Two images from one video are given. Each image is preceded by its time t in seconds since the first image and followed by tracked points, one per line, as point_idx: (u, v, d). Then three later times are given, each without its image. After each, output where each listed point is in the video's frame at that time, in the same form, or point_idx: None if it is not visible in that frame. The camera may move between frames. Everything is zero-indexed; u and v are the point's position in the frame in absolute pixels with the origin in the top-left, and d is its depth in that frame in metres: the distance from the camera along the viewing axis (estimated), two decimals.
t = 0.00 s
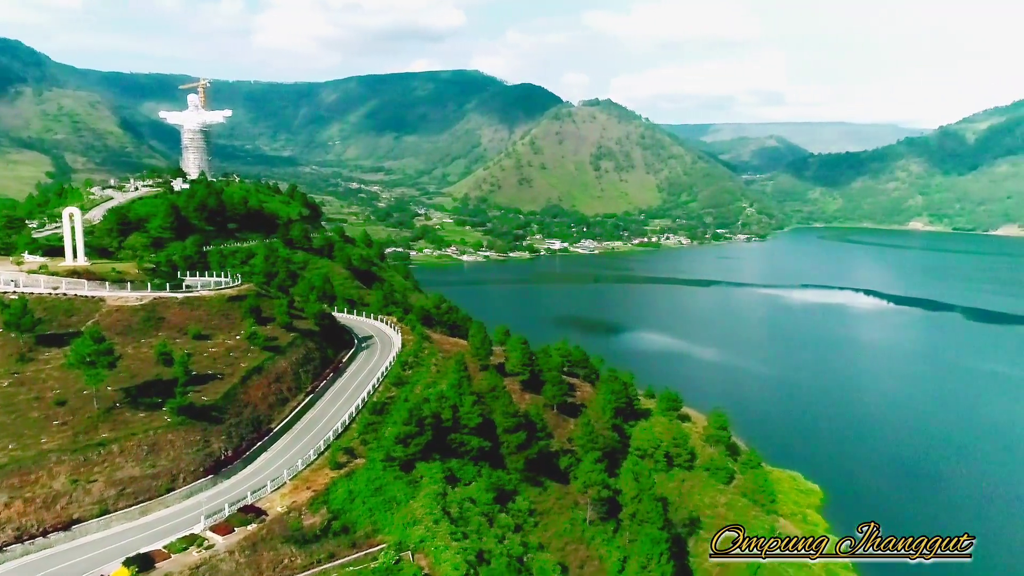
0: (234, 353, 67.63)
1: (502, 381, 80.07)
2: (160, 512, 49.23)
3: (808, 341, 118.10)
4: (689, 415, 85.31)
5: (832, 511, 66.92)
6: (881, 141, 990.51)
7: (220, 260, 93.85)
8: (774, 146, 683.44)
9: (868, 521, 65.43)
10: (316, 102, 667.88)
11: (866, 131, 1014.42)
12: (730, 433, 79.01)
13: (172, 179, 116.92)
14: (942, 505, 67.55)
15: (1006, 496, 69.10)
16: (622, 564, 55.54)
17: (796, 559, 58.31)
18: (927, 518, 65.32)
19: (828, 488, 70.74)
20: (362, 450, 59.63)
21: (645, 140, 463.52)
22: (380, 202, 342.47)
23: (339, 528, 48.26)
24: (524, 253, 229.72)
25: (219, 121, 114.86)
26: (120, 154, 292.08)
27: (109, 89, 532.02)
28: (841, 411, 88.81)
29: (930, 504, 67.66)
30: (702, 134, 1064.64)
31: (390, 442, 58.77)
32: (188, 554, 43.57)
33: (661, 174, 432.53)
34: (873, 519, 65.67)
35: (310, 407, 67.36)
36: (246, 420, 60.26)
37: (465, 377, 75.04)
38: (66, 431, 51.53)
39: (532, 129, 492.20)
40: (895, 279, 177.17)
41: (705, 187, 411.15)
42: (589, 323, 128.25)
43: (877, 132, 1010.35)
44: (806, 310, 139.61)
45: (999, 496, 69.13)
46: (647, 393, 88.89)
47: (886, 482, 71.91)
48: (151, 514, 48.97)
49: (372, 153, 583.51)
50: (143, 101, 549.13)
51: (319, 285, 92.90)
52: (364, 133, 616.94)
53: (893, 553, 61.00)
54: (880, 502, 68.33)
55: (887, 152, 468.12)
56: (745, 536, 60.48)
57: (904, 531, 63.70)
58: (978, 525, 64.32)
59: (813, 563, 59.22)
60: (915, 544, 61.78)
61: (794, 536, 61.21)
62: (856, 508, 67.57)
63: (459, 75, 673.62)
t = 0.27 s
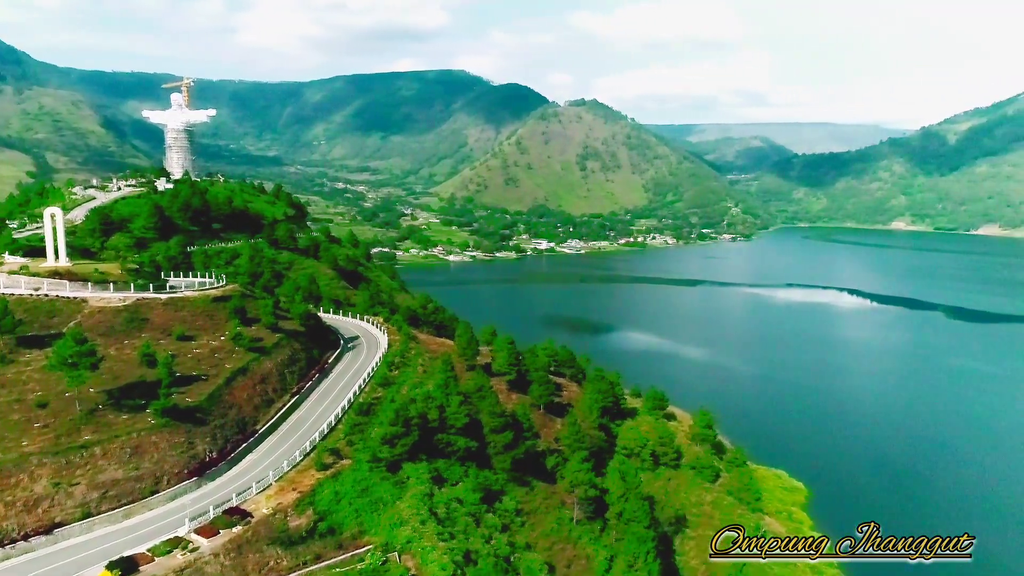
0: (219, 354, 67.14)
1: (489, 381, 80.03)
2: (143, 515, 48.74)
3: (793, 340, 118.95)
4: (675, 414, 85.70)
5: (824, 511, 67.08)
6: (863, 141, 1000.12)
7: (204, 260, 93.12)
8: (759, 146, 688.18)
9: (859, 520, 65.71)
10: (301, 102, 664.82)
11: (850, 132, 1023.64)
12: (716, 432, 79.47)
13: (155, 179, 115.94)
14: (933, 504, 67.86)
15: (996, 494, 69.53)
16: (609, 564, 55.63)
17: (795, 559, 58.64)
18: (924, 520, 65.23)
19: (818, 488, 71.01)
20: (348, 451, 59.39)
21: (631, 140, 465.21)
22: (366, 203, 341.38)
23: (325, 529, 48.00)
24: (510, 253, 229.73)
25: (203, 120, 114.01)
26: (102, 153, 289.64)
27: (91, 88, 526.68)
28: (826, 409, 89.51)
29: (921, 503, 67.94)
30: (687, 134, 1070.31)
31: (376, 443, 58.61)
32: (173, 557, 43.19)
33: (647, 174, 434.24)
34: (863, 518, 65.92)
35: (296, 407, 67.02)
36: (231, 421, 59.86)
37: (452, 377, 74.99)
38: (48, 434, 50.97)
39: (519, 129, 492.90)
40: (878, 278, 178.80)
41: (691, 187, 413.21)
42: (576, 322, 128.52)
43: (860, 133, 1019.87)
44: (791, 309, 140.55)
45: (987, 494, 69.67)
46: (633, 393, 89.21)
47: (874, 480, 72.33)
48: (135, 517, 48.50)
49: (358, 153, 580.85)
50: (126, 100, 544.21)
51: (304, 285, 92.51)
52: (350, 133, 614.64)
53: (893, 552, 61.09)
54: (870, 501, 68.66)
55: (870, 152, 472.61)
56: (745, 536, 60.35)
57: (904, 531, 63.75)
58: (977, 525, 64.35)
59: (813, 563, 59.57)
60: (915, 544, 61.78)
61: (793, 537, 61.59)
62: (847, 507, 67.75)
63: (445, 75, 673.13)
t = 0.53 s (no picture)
0: (202, 355, 66.60)
1: (475, 381, 79.97)
2: (126, 519, 48.22)
3: (777, 339, 119.86)
4: (661, 413, 86.14)
5: (815, 510, 67.30)
6: (846, 142, 1009.62)
7: (187, 261, 92.23)
8: (743, 146, 693.23)
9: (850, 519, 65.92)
10: (286, 101, 661.48)
11: (832, 132, 1033.59)
12: (701, 430, 79.93)
13: (138, 179, 114.85)
14: (923, 502, 68.23)
15: (984, 492, 70.07)
16: (594, 563, 55.87)
17: (794, 559, 59.20)
18: (923, 520, 65.24)
19: (807, 487, 71.30)
20: (334, 452, 59.14)
21: (616, 140, 467.02)
22: (351, 202, 340.10)
23: (310, 531, 47.85)
24: (496, 253, 229.82)
25: (186, 120, 113.01)
26: (83, 152, 286.79)
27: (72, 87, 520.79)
28: (809, 407, 90.29)
29: (912, 502, 68.25)
30: (671, 135, 1075.56)
31: (362, 444, 58.47)
32: (156, 560, 42.76)
33: (633, 174, 435.85)
34: (853, 517, 66.14)
35: (281, 409, 66.64)
36: (216, 423, 59.45)
37: (438, 377, 74.89)
38: (28, 437, 50.31)
39: (504, 129, 493.21)
40: (861, 277, 180.37)
41: (676, 187, 415.40)
42: (562, 322, 128.84)
43: (843, 133, 1029.99)
44: (775, 309, 141.59)
45: (974, 491, 70.30)
46: (619, 392, 89.47)
47: (861, 479, 72.78)
48: (117, 520, 47.98)
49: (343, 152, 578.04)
50: (108, 99, 538.74)
51: (289, 286, 92.02)
52: (335, 132, 611.99)
53: (893, 552, 61.21)
54: (859, 500, 68.92)
55: (852, 152, 477.23)
56: (745, 536, 60.39)
57: (904, 531, 63.81)
58: (974, 524, 64.48)
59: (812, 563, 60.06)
60: (914, 544, 61.90)
61: (794, 537, 62.22)
62: (835, 506, 68.10)
63: (430, 75, 673.01)
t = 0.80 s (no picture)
0: (185, 356, 65.99)
1: (460, 381, 79.87)
2: (107, 522, 47.67)
3: (760, 337, 120.72)
4: (645, 412, 86.50)
5: (806, 509, 67.52)
6: (828, 142, 1019.26)
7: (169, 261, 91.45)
8: (727, 146, 697.76)
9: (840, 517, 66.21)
10: (269, 100, 657.60)
11: (814, 133, 1042.70)
12: (686, 429, 80.38)
13: (118, 179, 113.62)
14: (913, 500, 68.70)
15: (972, 488, 70.72)
16: (580, 562, 56.06)
17: (793, 558, 59.74)
18: (921, 521, 65.33)
19: (795, 486, 71.65)
20: (318, 453, 58.83)
21: (600, 140, 468.41)
22: (335, 202, 338.55)
23: (294, 533, 47.48)
24: (481, 253, 229.65)
25: (168, 119, 111.90)
26: (62, 152, 283.33)
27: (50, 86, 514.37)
28: (792, 406, 90.95)
29: (901, 500, 68.72)
30: (656, 135, 1080.51)
31: (347, 445, 58.26)
32: (138, 564, 42.33)
33: (617, 174, 437.26)
34: (843, 515, 66.43)
35: (265, 410, 66.16)
36: (198, 425, 58.94)
37: (423, 377, 74.78)
38: (7, 440, 49.63)
39: (489, 129, 492.92)
40: (842, 276, 182.13)
41: (660, 187, 417.20)
42: (546, 322, 128.99)
43: (825, 133, 1039.12)
44: (758, 308, 142.68)
45: (960, 487, 70.97)
46: (604, 391, 89.68)
47: (848, 477, 73.26)
48: (98, 524, 47.42)
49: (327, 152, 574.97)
50: (87, 98, 532.56)
51: (273, 286, 91.42)
52: (319, 131, 608.76)
53: (893, 552, 61.27)
54: (848, 499, 69.26)
55: (834, 153, 481.72)
56: (745, 536, 60.86)
57: (905, 531, 63.90)
58: (971, 523, 64.74)
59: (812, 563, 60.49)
60: (914, 544, 62.02)
61: (795, 537, 62.80)
62: (825, 504, 68.38)
63: (415, 75, 671.80)
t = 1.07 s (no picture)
0: (166, 358, 65.28)
1: (444, 381, 79.78)
2: (86, 526, 47.04)
3: (743, 337, 121.48)
4: (629, 411, 86.77)
5: (798, 510, 67.49)
6: (809, 143, 1029.51)
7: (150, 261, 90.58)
8: (710, 147, 702.42)
9: (834, 516, 66.25)
10: (251, 100, 653.53)
11: (796, 134, 1052.12)
12: (670, 428, 80.72)
13: (98, 178, 112.43)
14: (909, 500, 68.69)
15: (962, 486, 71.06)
16: (565, 562, 56.10)
17: (793, 559, 59.98)
18: (923, 521, 65.11)
19: (785, 487, 71.79)
20: (302, 455, 58.41)
21: (585, 140, 469.92)
22: (318, 203, 337.05)
23: (278, 535, 47.12)
24: (465, 253, 229.53)
25: (148, 118, 110.82)
26: (40, 152, 279.87)
27: (29, 85, 507.91)
28: (775, 404, 91.51)
29: (896, 499, 68.81)
30: (639, 135, 1085.47)
31: (331, 446, 57.94)
32: (119, 568, 41.81)
33: (601, 175, 438.71)
34: (837, 514, 66.37)
35: (248, 412, 65.63)
36: (180, 427, 58.36)
37: (407, 378, 74.60)
38: None
39: (473, 129, 492.82)
40: (824, 276, 183.76)
41: (644, 187, 419.06)
42: (531, 322, 129.12)
43: (806, 134, 1048.74)
44: (741, 307, 143.71)
45: (948, 485, 71.40)
46: (588, 391, 89.86)
47: (837, 476, 73.50)
48: (77, 528, 46.77)
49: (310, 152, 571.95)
50: (67, 97, 526.39)
51: (255, 287, 90.84)
52: (302, 131, 605.52)
53: (892, 552, 61.22)
54: (843, 498, 69.25)
55: (816, 153, 486.27)
56: (745, 537, 61.12)
57: (905, 531, 63.77)
58: (971, 522, 64.68)
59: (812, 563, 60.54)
60: (915, 544, 61.93)
61: (795, 537, 63.09)
62: (816, 504, 68.43)
63: (399, 75, 670.65)
